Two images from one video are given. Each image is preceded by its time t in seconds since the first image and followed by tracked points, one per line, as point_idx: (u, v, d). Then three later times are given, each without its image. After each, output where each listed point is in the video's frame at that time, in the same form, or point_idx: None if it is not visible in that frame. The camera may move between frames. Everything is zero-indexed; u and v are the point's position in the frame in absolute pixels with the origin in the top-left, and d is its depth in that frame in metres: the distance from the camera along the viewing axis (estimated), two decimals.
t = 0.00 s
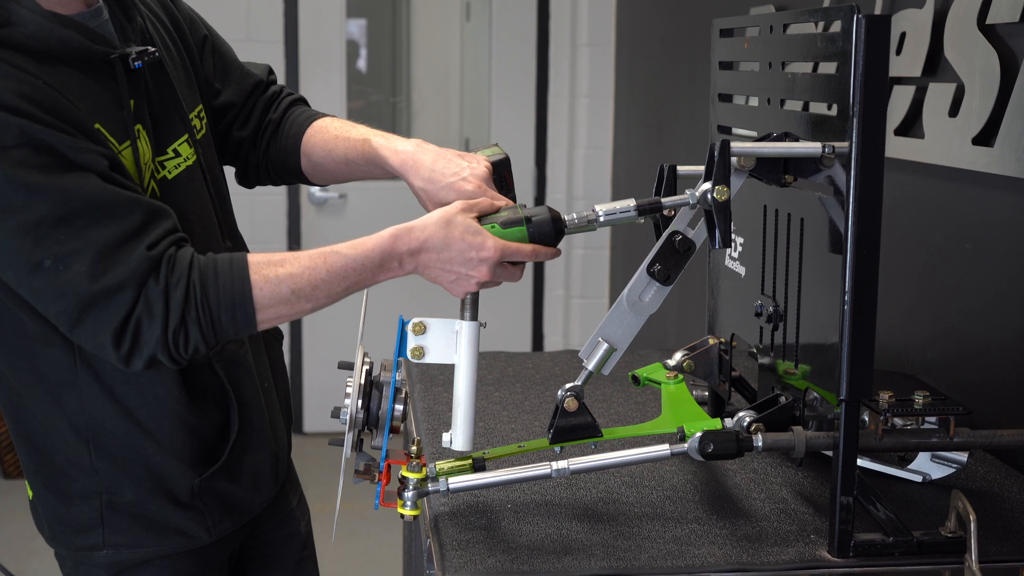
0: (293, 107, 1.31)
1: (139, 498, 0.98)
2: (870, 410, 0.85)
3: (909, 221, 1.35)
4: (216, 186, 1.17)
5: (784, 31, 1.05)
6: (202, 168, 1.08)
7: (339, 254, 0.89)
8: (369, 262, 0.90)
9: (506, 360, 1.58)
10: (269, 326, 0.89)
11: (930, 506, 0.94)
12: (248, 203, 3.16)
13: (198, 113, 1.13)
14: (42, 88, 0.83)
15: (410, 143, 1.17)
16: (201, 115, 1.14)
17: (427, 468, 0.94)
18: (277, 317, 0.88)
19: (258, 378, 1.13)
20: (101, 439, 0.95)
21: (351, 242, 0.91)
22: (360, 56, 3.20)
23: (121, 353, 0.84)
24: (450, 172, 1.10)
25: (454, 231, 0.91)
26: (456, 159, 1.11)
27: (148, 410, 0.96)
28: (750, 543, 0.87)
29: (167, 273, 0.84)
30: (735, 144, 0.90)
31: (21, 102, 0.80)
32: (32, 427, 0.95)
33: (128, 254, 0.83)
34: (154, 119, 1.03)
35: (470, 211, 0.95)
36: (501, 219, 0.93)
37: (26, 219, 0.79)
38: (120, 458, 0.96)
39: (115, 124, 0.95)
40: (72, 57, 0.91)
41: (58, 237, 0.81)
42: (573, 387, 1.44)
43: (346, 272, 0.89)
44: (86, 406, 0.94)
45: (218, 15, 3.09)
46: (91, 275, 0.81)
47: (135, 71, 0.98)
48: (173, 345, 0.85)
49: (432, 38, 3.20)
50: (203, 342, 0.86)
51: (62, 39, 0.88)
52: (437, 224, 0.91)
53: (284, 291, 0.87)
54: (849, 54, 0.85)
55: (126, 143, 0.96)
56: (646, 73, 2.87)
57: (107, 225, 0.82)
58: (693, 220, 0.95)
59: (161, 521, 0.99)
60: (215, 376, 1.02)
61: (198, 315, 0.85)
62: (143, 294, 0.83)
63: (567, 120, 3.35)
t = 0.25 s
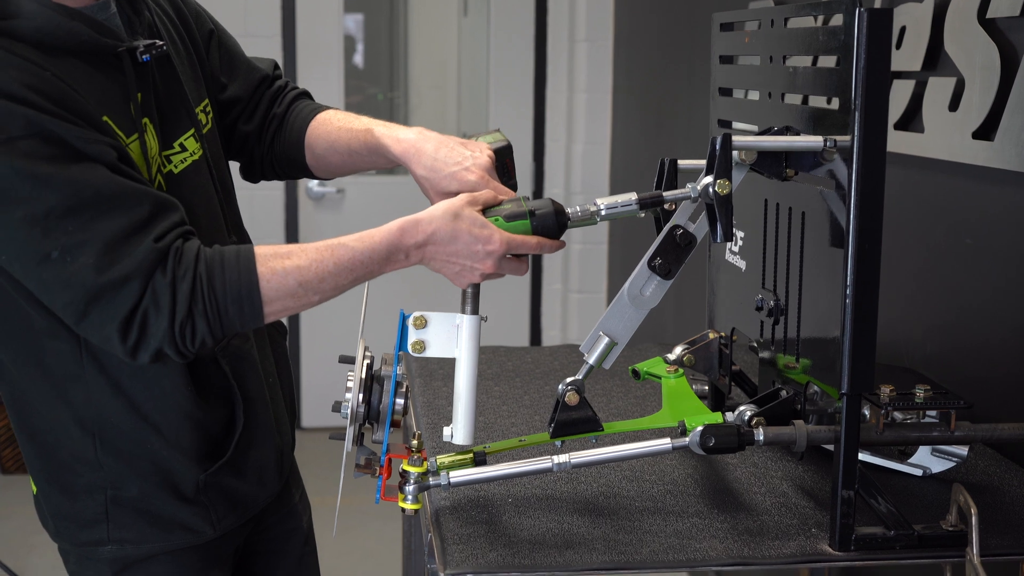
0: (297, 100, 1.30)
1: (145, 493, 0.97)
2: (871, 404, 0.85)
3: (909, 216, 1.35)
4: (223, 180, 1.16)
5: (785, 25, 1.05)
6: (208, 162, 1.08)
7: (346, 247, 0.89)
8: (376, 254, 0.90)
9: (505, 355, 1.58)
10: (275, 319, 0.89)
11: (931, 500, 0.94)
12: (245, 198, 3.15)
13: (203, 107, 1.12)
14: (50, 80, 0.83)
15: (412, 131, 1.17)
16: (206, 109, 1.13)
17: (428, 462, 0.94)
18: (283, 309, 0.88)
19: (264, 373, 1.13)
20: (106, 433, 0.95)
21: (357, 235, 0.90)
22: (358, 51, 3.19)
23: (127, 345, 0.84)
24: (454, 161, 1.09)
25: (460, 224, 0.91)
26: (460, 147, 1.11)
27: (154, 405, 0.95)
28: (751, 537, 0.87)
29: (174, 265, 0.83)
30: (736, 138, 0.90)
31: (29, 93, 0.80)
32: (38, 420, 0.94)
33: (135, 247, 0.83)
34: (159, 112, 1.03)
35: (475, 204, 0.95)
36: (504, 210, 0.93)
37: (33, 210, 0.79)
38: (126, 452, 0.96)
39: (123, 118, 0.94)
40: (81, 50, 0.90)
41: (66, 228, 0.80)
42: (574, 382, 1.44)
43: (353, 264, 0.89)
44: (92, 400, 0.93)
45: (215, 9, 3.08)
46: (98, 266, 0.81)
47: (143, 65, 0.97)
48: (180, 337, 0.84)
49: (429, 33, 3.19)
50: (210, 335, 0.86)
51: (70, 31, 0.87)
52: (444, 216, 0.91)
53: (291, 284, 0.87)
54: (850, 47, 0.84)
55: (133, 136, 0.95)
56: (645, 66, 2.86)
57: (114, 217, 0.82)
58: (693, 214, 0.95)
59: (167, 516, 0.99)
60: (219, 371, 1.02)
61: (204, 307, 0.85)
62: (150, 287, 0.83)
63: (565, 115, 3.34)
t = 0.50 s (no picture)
0: (302, 94, 1.30)
1: (152, 490, 0.97)
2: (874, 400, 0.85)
3: (911, 212, 1.35)
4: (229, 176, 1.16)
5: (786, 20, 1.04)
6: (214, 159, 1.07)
7: (350, 245, 0.89)
8: (380, 252, 0.89)
9: (506, 352, 1.58)
10: (280, 317, 0.89)
11: (933, 496, 0.94)
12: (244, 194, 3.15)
13: (209, 103, 1.12)
14: (59, 77, 0.83)
15: (415, 124, 1.17)
16: (212, 105, 1.13)
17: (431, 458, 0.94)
18: (289, 307, 0.88)
19: (270, 370, 1.13)
20: (113, 431, 0.95)
21: (362, 232, 0.90)
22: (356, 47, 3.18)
23: (133, 344, 0.83)
24: (456, 155, 1.09)
25: (464, 220, 0.91)
26: (464, 141, 1.11)
27: (160, 403, 0.95)
28: (753, 533, 0.87)
29: (179, 265, 0.83)
30: (739, 135, 0.90)
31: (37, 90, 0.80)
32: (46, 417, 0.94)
33: (140, 246, 0.83)
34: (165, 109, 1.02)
35: (478, 200, 0.95)
36: (509, 207, 0.94)
37: (39, 209, 0.79)
38: (134, 449, 0.96)
39: (130, 114, 0.93)
40: (89, 46, 0.89)
41: (72, 227, 0.80)
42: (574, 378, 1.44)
43: (357, 262, 0.89)
44: (99, 399, 0.93)
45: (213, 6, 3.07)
46: (103, 266, 0.80)
47: (151, 61, 0.96)
48: (185, 337, 0.84)
49: (428, 29, 3.19)
50: (216, 334, 0.85)
51: (78, 27, 0.87)
52: (448, 212, 0.91)
53: (296, 283, 0.87)
54: (852, 43, 0.84)
55: (141, 132, 0.94)
56: (644, 62, 2.86)
57: (120, 217, 0.82)
58: (696, 210, 0.95)
59: (174, 513, 0.99)
60: (226, 368, 1.02)
61: (210, 306, 0.85)
62: (156, 286, 0.83)
63: (564, 111, 3.34)
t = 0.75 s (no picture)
0: (304, 93, 1.30)
1: (155, 488, 0.97)
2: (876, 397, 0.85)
3: (912, 211, 1.35)
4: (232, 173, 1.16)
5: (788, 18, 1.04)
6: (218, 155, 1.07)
7: (354, 244, 0.89)
8: (384, 250, 0.89)
9: (507, 349, 1.58)
10: (284, 316, 0.89)
11: (935, 493, 0.94)
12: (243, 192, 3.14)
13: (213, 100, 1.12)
14: (63, 74, 0.82)
15: (418, 122, 1.16)
16: (216, 103, 1.13)
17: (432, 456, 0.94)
18: (293, 306, 0.88)
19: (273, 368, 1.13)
20: (117, 428, 0.94)
21: (365, 231, 0.90)
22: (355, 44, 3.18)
23: (135, 342, 0.83)
24: (460, 154, 1.09)
25: (468, 218, 0.91)
26: (467, 140, 1.10)
27: (164, 402, 0.95)
28: (755, 531, 0.87)
29: (183, 263, 0.83)
30: (742, 132, 0.90)
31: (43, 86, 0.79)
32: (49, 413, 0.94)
33: (144, 244, 0.82)
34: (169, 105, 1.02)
35: (481, 198, 0.94)
36: (513, 206, 0.93)
37: (42, 206, 0.78)
38: (137, 447, 0.96)
39: (135, 111, 0.93)
40: (93, 42, 0.89)
41: (75, 225, 0.80)
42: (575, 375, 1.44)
43: (361, 261, 0.89)
44: (101, 397, 0.93)
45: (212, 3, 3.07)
46: (107, 263, 0.80)
47: (155, 57, 0.96)
48: (188, 335, 0.84)
49: (427, 26, 3.18)
50: (219, 332, 0.85)
51: (83, 23, 0.86)
52: (452, 211, 0.90)
53: (300, 282, 0.87)
54: (856, 40, 0.84)
55: (145, 129, 0.94)
56: (643, 62, 2.85)
57: (124, 214, 0.82)
58: (698, 207, 0.95)
59: (177, 511, 0.99)
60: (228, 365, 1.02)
61: (213, 305, 0.84)
62: (159, 284, 0.83)
63: (563, 109, 3.33)
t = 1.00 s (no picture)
0: (304, 90, 1.29)
1: (154, 486, 0.97)
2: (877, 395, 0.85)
3: (911, 208, 1.35)
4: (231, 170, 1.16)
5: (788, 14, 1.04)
6: (218, 151, 1.07)
7: (356, 241, 0.88)
8: (385, 248, 0.89)
9: (506, 347, 1.58)
10: (285, 313, 0.88)
11: (936, 491, 0.94)
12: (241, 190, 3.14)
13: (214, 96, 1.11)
14: (63, 70, 0.82)
15: (417, 117, 1.16)
16: (216, 99, 1.12)
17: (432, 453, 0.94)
18: (294, 303, 0.88)
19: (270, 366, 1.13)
20: (117, 426, 0.94)
21: (367, 228, 0.90)
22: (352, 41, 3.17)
23: (136, 340, 0.83)
24: (460, 148, 1.09)
25: (469, 215, 0.91)
26: (467, 134, 1.10)
27: (163, 400, 0.95)
28: (756, 529, 0.87)
29: (183, 260, 0.83)
30: (742, 128, 0.89)
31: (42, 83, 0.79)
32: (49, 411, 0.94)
33: (144, 241, 0.82)
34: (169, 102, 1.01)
35: (482, 195, 0.94)
36: (515, 202, 0.93)
37: (42, 203, 0.78)
38: (136, 445, 0.95)
39: (135, 107, 0.93)
40: (94, 38, 0.88)
41: (75, 222, 0.79)
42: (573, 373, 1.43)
43: (363, 258, 0.89)
44: (100, 395, 0.93)
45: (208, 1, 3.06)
46: (107, 261, 0.80)
47: (155, 53, 0.96)
48: (188, 333, 0.84)
49: (425, 24, 3.17)
50: (219, 329, 0.85)
51: (83, 20, 0.86)
52: (453, 209, 0.90)
53: (302, 280, 0.87)
54: (856, 37, 0.84)
55: (145, 125, 0.94)
56: (641, 61, 2.85)
57: (125, 211, 0.81)
58: (697, 204, 0.95)
59: (176, 509, 0.98)
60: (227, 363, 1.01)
61: (214, 302, 0.84)
62: (160, 281, 0.82)
63: (561, 107, 3.33)
